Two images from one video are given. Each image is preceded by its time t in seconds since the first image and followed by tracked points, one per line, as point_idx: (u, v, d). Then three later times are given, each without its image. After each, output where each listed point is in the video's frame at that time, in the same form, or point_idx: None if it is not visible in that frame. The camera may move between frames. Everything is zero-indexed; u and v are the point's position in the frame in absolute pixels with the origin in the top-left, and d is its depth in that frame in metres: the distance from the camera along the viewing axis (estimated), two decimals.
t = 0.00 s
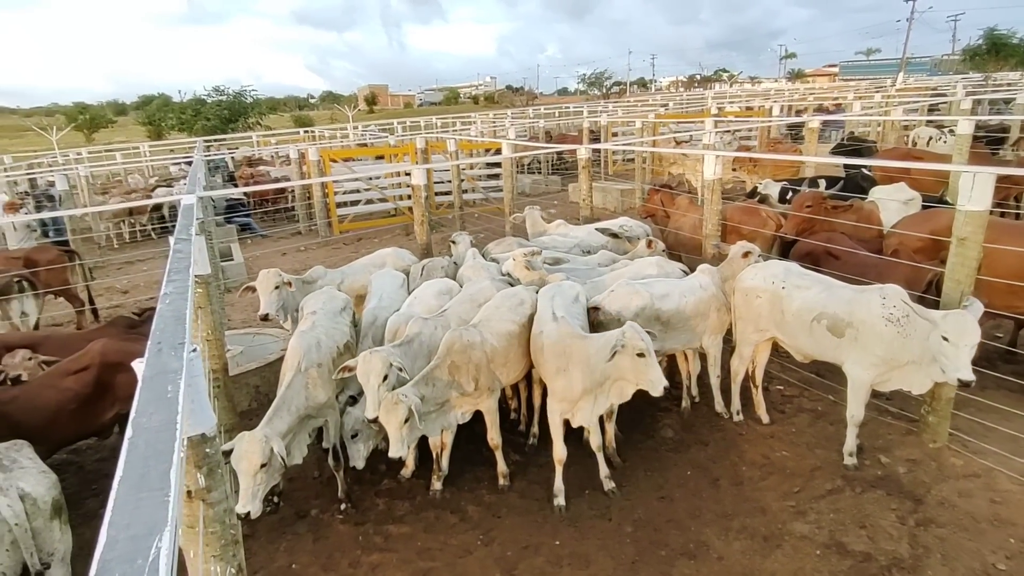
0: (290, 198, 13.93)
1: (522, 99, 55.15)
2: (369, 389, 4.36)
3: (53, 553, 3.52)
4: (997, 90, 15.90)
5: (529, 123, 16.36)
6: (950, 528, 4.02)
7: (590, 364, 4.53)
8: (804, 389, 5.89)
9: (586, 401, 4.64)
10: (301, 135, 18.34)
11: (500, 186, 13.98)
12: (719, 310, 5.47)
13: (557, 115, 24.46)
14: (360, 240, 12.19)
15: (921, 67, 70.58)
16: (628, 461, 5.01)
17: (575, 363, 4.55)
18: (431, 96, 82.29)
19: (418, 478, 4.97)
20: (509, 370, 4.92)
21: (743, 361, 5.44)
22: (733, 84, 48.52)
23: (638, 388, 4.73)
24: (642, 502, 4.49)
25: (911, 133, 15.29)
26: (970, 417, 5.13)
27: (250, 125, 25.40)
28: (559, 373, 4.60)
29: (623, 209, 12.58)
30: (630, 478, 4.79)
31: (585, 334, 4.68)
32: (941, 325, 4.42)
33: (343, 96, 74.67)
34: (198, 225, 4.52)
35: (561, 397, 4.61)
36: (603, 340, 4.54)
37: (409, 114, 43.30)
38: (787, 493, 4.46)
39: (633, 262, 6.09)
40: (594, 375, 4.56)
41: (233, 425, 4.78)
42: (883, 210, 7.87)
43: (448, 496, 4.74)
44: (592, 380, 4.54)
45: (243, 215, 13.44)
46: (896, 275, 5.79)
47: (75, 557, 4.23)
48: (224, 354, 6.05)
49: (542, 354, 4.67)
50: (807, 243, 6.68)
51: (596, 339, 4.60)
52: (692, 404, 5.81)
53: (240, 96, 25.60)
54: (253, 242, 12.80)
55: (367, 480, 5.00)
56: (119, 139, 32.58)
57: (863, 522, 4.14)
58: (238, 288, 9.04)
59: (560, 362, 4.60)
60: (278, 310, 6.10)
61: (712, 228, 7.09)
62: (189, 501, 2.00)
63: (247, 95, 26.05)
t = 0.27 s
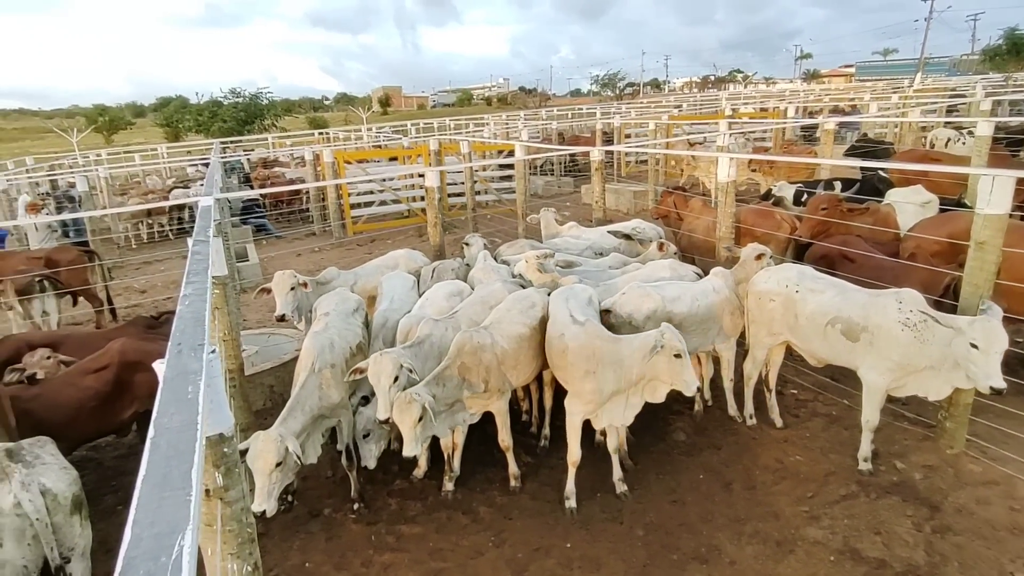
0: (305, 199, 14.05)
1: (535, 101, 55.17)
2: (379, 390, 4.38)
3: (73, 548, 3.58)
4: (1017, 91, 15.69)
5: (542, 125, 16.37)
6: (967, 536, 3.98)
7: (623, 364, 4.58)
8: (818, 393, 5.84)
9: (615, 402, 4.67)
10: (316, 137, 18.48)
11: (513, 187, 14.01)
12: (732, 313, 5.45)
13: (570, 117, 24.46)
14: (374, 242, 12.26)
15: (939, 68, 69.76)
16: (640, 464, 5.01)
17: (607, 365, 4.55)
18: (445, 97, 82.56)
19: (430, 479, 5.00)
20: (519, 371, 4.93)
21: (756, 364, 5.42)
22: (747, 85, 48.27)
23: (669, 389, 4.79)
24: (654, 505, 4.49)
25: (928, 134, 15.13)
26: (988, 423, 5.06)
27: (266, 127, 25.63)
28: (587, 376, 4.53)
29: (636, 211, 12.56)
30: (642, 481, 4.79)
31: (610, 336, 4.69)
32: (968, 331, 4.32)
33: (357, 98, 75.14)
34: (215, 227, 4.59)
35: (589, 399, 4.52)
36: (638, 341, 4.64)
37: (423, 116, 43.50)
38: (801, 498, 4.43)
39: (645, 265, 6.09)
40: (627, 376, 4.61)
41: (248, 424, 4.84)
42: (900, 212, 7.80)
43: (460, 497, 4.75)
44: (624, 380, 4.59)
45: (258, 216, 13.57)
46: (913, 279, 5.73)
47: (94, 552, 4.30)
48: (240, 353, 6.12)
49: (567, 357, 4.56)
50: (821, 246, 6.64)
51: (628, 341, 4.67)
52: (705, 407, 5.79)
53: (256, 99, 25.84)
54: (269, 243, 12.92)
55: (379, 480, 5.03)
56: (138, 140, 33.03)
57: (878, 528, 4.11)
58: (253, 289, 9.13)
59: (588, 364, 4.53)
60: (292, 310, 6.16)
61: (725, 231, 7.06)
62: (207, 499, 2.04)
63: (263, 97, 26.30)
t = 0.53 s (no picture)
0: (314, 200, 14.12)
1: (543, 103, 55.23)
2: (386, 392, 4.39)
3: (82, 544, 3.60)
4: None
5: (550, 127, 16.38)
6: (978, 545, 3.94)
7: (659, 366, 4.57)
8: (827, 398, 5.81)
9: (646, 402, 4.68)
10: (326, 138, 18.57)
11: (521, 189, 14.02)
12: (740, 318, 5.43)
13: (579, 119, 24.47)
14: (382, 243, 12.30)
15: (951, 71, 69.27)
16: (647, 468, 5.00)
17: (642, 368, 4.54)
18: (454, 99, 82.79)
19: (437, 481, 5.01)
20: (525, 374, 4.92)
21: (764, 368, 5.39)
22: (757, 88, 48.14)
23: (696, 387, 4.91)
24: (662, 510, 4.47)
25: (940, 138, 15.04)
26: (1000, 431, 5.02)
27: (276, 129, 25.78)
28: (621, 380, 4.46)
29: (644, 214, 12.54)
30: (649, 485, 4.77)
31: (639, 337, 4.64)
32: (987, 338, 4.27)
33: (367, 100, 75.53)
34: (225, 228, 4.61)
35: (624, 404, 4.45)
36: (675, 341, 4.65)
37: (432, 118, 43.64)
38: (809, 504, 4.41)
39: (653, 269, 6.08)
40: (662, 377, 4.61)
41: (257, 424, 4.87)
42: (911, 217, 7.75)
43: (467, 499, 4.76)
44: (660, 382, 4.59)
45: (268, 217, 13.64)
46: (923, 285, 5.69)
47: (104, 549, 4.33)
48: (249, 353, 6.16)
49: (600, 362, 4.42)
50: (831, 250, 6.60)
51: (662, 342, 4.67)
52: (713, 412, 5.76)
53: (267, 100, 26.00)
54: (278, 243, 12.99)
55: (386, 481, 5.05)
56: (150, 141, 33.31)
57: (887, 536, 4.08)
58: (263, 289, 9.19)
59: (622, 369, 4.45)
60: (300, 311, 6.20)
61: (734, 234, 7.04)
62: (218, 499, 2.06)
63: (274, 99, 26.46)
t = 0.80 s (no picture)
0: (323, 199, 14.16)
1: (553, 106, 55.23)
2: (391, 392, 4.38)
3: (84, 535, 3.61)
4: None
5: (560, 130, 16.38)
6: (986, 558, 3.90)
7: (691, 367, 4.53)
8: (835, 407, 5.77)
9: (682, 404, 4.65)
10: (336, 138, 18.64)
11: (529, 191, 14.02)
12: (748, 324, 5.41)
13: (589, 122, 24.46)
14: (390, 243, 12.33)
15: (963, 79, 68.85)
16: (652, 473, 4.98)
17: (674, 370, 4.50)
18: (464, 101, 82.97)
19: (441, 482, 5.00)
20: (527, 378, 4.93)
21: (771, 376, 5.36)
22: (767, 94, 47.99)
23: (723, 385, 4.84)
24: (666, 516, 4.45)
25: (952, 147, 14.94)
26: (1009, 443, 4.97)
27: (287, 127, 25.89)
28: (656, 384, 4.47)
29: (652, 218, 12.51)
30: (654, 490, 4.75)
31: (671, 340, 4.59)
32: (1001, 350, 4.23)
33: (377, 99, 75.82)
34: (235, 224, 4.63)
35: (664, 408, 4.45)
36: (702, 342, 4.55)
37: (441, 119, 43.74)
38: (815, 513, 4.38)
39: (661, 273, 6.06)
40: (696, 378, 4.55)
41: (263, 421, 4.88)
42: (921, 225, 7.70)
43: (471, 500, 4.75)
44: (694, 382, 4.55)
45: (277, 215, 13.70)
46: (934, 294, 5.65)
47: (108, 543, 4.35)
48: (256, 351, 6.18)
49: (634, 368, 4.42)
50: (841, 258, 6.56)
51: (690, 343, 4.60)
52: (719, 418, 5.74)
53: (278, 99, 26.13)
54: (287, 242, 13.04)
55: (391, 481, 5.05)
56: (161, 138, 33.52)
57: (894, 547, 4.04)
58: (271, 287, 9.21)
59: (657, 373, 4.46)
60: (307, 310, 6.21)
61: (743, 240, 7.01)
62: (224, 495, 2.06)
63: (285, 97, 26.58)
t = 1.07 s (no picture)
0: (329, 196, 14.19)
1: (561, 106, 55.24)
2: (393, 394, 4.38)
3: (85, 523, 3.63)
4: None
5: (567, 131, 16.37)
6: (988, 569, 3.88)
7: (721, 365, 4.50)
8: (839, 414, 5.75)
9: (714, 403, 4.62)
10: (343, 135, 18.69)
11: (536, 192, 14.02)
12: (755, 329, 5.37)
13: (596, 124, 24.43)
14: (395, 241, 12.34)
15: (974, 86, 68.49)
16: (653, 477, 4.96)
17: (704, 369, 4.48)
18: (472, 100, 83.07)
19: (442, 481, 5.00)
20: (529, 382, 4.92)
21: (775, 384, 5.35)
22: (775, 98, 47.84)
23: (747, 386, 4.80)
24: (667, 520, 4.44)
25: (962, 154, 14.87)
26: (1015, 453, 4.94)
27: (295, 124, 25.96)
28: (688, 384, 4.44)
29: (658, 221, 12.49)
30: (655, 493, 4.74)
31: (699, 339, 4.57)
32: (1009, 359, 4.18)
33: (385, 98, 75.96)
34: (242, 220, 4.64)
35: (696, 407, 4.43)
36: (731, 341, 4.53)
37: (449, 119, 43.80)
38: (817, 520, 4.36)
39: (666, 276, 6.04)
40: (726, 376, 4.52)
41: (266, 416, 4.89)
42: (930, 233, 7.65)
43: (472, 500, 4.75)
44: (724, 381, 4.53)
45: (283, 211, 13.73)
46: (942, 301, 5.61)
47: (109, 535, 4.36)
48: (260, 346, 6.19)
49: (667, 368, 4.39)
50: (848, 264, 6.53)
51: (718, 341, 4.57)
52: (721, 423, 5.72)
53: (287, 96, 26.19)
54: (293, 238, 13.08)
55: (392, 479, 5.05)
56: (170, 133, 33.69)
57: (896, 556, 4.02)
58: (276, 283, 9.24)
59: (693, 372, 4.41)
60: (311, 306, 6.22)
61: (749, 244, 6.98)
62: (225, 490, 2.06)
63: (294, 94, 26.65)
